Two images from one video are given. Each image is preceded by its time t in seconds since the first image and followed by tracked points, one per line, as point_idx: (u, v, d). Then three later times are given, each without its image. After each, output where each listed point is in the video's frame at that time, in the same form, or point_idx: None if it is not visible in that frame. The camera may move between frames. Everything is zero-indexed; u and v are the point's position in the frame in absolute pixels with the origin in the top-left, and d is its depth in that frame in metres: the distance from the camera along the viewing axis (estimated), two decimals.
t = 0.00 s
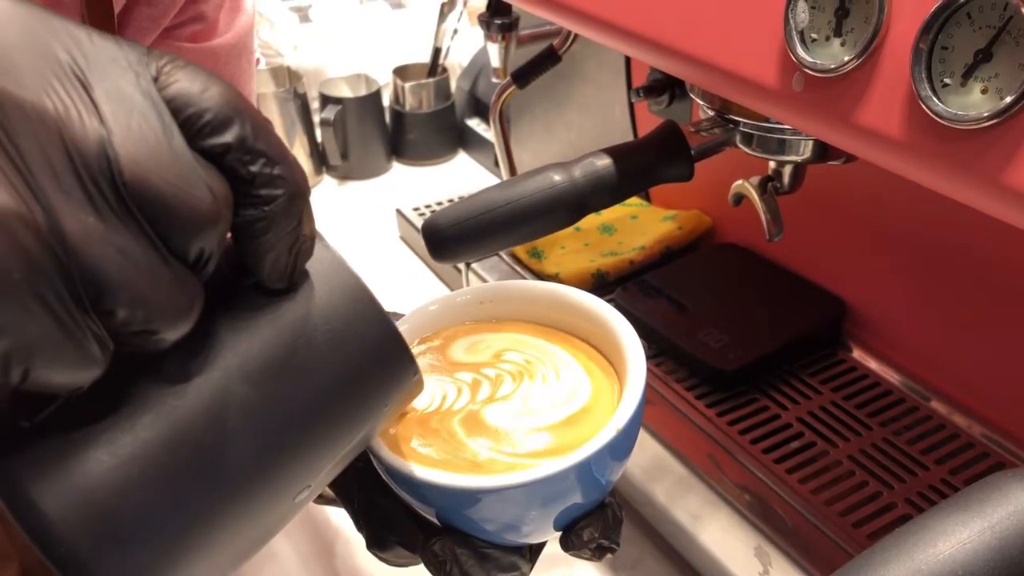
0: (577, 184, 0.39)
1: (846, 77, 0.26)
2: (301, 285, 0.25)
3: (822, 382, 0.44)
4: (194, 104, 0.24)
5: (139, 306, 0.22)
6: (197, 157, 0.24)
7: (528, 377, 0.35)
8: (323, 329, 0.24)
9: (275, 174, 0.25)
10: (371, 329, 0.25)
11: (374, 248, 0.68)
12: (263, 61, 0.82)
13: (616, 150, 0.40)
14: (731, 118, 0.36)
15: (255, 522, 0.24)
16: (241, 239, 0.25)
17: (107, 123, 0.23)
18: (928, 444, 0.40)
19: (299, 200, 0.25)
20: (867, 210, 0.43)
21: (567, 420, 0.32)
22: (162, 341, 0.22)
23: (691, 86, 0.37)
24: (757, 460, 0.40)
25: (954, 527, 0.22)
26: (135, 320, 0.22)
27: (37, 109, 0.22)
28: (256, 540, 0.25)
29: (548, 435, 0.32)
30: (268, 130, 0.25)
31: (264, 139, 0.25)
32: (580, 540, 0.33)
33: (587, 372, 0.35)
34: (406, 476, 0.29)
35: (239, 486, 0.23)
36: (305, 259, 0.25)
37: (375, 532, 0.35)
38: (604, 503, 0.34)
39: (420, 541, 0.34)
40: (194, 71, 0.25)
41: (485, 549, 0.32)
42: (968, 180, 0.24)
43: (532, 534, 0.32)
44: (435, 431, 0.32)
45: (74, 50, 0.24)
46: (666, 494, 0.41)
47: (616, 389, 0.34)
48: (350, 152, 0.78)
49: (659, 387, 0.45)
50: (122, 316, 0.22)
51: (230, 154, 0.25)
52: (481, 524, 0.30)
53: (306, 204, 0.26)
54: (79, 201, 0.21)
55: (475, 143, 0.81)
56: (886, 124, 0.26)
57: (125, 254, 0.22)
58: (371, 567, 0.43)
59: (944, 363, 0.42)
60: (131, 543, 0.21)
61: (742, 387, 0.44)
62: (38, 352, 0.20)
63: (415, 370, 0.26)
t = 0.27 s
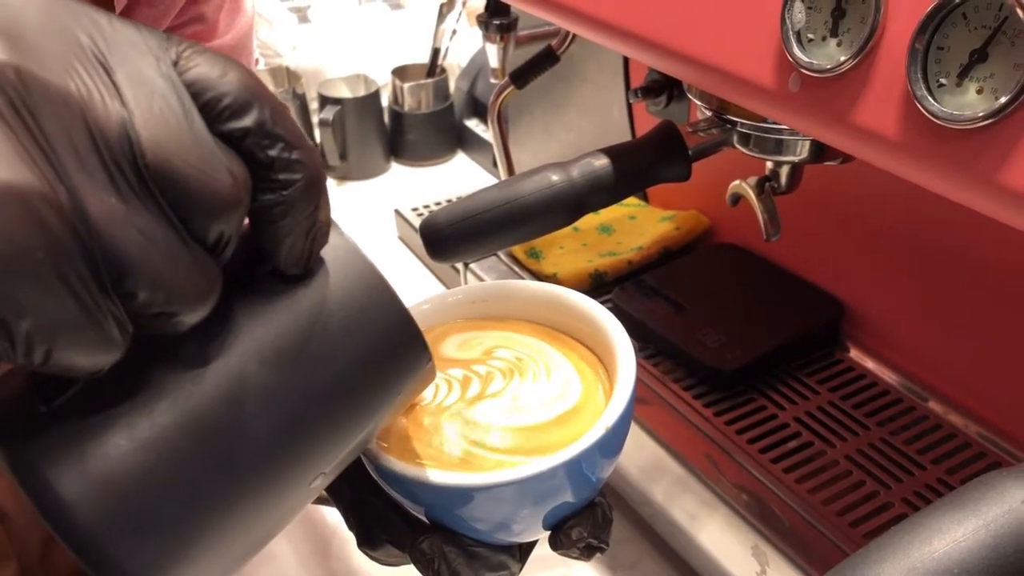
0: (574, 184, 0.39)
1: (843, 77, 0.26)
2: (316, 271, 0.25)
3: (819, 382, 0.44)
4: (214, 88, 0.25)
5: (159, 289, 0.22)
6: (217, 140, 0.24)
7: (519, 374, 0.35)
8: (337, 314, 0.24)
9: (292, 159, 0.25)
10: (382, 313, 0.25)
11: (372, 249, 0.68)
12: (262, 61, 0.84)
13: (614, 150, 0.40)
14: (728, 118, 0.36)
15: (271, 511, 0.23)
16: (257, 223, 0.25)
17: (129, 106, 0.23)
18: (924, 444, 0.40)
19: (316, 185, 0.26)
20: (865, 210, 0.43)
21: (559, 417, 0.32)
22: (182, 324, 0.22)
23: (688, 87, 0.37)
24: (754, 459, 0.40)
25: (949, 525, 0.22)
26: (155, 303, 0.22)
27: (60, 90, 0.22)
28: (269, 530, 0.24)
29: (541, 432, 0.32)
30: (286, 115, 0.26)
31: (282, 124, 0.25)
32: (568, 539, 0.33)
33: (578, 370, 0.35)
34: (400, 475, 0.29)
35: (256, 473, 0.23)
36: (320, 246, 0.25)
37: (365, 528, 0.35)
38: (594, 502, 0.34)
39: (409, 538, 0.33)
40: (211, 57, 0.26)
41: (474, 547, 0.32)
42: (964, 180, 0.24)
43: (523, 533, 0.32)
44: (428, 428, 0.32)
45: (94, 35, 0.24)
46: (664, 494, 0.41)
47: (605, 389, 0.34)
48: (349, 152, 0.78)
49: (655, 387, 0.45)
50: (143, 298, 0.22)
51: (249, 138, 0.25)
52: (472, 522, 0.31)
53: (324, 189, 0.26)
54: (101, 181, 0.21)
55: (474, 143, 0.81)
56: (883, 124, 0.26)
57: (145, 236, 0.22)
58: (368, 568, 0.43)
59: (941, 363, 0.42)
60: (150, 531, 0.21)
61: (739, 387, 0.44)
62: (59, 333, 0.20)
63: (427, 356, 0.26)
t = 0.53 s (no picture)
0: (574, 183, 0.39)
1: (842, 75, 0.26)
2: (345, 257, 0.25)
3: (818, 382, 0.44)
4: (248, 74, 0.25)
5: (198, 272, 0.22)
6: (251, 125, 0.25)
7: (512, 373, 0.35)
8: (367, 300, 0.25)
9: (325, 144, 0.25)
10: (411, 302, 0.26)
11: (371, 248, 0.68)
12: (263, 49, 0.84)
13: (613, 149, 0.41)
14: (727, 117, 0.36)
15: (300, 494, 0.24)
16: (288, 208, 0.25)
17: (167, 91, 0.23)
18: (923, 444, 0.40)
19: (348, 172, 0.26)
20: (863, 210, 0.43)
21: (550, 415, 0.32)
22: (217, 307, 0.22)
23: (687, 86, 0.37)
24: (753, 458, 0.40)
25: (947, 523, 0.22)
26: (193, 285, 0.22)
27: (100, 72, 0.22)
28: (298, 514, 0.25)
29: (533, 429, 0.32)
30: (318, 102, 0.26)
31: (315, 111, 0.26)
32: (559, 539, 0.33)
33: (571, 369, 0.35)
34: (392, 474, 0.29)
35: (286, 457, 0.23)
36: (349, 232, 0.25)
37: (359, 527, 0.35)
38: (586, 502, 0.34)
39: (400, 534, 0.33)
40: (245, 44, 0.26)
41: (465, 547, 0.32)
42: (963, 179, 0.24)
43: (516, 532, 0.32)
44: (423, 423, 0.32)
45: (132, 22, 0.24)
46: (663, 494, 0.41)
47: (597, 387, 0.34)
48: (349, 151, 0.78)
49: (656, 389, 0.45)
50: (181, 281, 0.22)
51: (282, 124, 0.25)
52: (465, 523, 0.31)
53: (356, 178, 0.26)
54: (140, 164, 0.21)
55: (473, 143, 0.82)
56: (881, 122, 0.26)
57: (184, 218, 0.22)
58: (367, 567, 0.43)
59: (940, 362, 0.42)
60: (185, 510, 0.21)
61: (738, 386, 0.44)
62: (100, 315, 0.20)
63: (454, 343, 0.27)
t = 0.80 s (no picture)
0: (574, 186, 0.39)
1: (841, 79, 0.26)
2: (382, 253, 0.25)
3: (817, 383, 0.45)
4: (290, 72, 0.25)
5: (246, 267, 0.22)
6: (295, 123, 0.24)
7: (502, 378, 0.34)
8: (405, 295, 0.25)
9: (366, 141, 0.25)
10: (451, 296, 0.25)
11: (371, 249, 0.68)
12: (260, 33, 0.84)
13: (613, 151, 0.41)
14: (727, 120, 0.36)
15: (338, 487, 0.24)
16: (327, 206, 0.25)
17: (215, 89, 0.23)
18: (920, 446, 0.40)
19: (388, 172, 0.25)
20: (862, 213, 0.43)
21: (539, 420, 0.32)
22: (263, 302, 0.22)
23: (687, 89, 0.37)
24: (752, 460, 0.41)
25: (945, 525, 0.22)
26: (241, 281, 0.22)
27: (151, 71, 0.22)
28: (338, 505, 0.25)
29: (524, 435, 0.31)
30: (358, 103, 0.25)
31: (356, 110, 0.25)
32: (542, 546, 0.33)
33: (558, 375, 0.34)
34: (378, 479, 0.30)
35: (324, 451, 0.23)
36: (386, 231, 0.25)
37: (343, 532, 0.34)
38: (570, 508, 0.34)
39: (383, 535, 0.33)
40: (288, 43, 0.26)
41: (450, 552, 0.33)
42: (962, 182, 0.24)
43: (504, 538, 0.33)
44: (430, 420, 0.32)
45: (178, 21, 0.25)
46: (662, 494, 0.41)
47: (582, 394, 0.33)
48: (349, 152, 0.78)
49: (655, 390, 0.45)
50: (229, 276, 0.22)
51: (324, 123, 0.25)
52: (454, 530, 0.31)
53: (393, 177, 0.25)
54: (190, 160, 0.22)
55: (474, 144, 0.82)
56: (881, 125, 0.26)
57: (231, 214, 0.22)
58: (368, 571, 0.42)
59: (939, 364, 0.43)
60: (224, 502, 0.22)
61: (737, 387, 0.44)
62: (153, 309, 0.20)
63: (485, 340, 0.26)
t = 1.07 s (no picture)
0: (574, 190, 0.39)
1: (840, 85, 0.27)
2: (411, 236, 0.25)
3: (816, 387, 0.45)
4: (319, 62, 0.25)
5: (282, 260, 0.22)
6: (325, 113, 0.25)
7: (496, 381, 0.34)
8: (435, 276, 0.24)
9: (393, 128, 0.25)
10: (487, 273, 0.25)
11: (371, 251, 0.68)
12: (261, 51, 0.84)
13: (613, 155, 0.41)
14: (726, 124, 0.36)
15: (379, 466, 0.24)
16: (362, 191, 0.25)
17: (245, 82, 0.23)
18: (920, 449, 0.41)
19: (418, 157, 0.25)
20: (861, 216, 0.44)
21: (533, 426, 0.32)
22: (298, 294, 0.23)
23: (687, 94, 0.37)
24: (753, 464, 0.40)
25: (943, 529, 0.22)
26: (277, 274, 0.22)
27: (182, 66, 0.22)
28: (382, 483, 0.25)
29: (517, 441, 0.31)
30: (386, 90, 0.26)
31: (383, 97, 0.25)
32: (535, 551, 0.33)
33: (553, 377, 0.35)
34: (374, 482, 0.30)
35: (363, 433, 0.23)
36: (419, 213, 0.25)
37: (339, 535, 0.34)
38: (563, 513, 0.35)
39: (379, 539, 0.33)
40: (317, 31, 0.26)
41: (444, 556, 0.33)
42: (960, 188, 0.24)
43: (498, 543, 0.33)
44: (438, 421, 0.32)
45: (205, 14, 0.25)
46: (662, 497, 0.41)
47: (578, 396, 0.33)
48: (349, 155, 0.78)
49: (653, 392, 0.45)
50: (265, 270, 0.22)
51: (352, 111, 0.25)
52: (450, 535, 0.31)
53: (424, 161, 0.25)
54: (224, 157, 0.22)
55: (474, 147, 0.82)
56: (879, 131, 0.26)
57: (265, 208, 0.22)
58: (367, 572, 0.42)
59: (937, 368, 0.43)
60: (266, 489, 0.22)
61: (736, 391, 0.45)
62: (193, 305, 0.20)
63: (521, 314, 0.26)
